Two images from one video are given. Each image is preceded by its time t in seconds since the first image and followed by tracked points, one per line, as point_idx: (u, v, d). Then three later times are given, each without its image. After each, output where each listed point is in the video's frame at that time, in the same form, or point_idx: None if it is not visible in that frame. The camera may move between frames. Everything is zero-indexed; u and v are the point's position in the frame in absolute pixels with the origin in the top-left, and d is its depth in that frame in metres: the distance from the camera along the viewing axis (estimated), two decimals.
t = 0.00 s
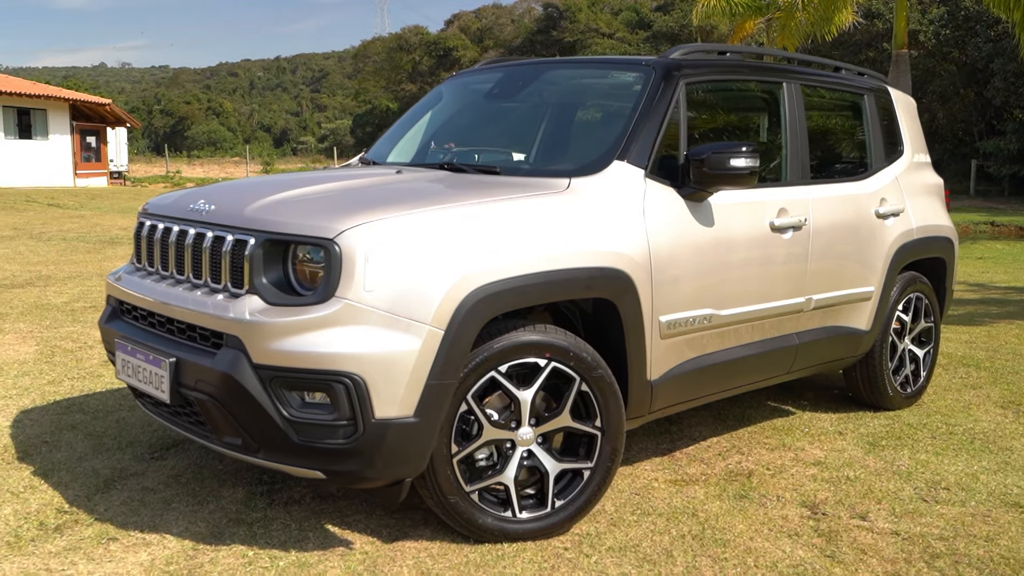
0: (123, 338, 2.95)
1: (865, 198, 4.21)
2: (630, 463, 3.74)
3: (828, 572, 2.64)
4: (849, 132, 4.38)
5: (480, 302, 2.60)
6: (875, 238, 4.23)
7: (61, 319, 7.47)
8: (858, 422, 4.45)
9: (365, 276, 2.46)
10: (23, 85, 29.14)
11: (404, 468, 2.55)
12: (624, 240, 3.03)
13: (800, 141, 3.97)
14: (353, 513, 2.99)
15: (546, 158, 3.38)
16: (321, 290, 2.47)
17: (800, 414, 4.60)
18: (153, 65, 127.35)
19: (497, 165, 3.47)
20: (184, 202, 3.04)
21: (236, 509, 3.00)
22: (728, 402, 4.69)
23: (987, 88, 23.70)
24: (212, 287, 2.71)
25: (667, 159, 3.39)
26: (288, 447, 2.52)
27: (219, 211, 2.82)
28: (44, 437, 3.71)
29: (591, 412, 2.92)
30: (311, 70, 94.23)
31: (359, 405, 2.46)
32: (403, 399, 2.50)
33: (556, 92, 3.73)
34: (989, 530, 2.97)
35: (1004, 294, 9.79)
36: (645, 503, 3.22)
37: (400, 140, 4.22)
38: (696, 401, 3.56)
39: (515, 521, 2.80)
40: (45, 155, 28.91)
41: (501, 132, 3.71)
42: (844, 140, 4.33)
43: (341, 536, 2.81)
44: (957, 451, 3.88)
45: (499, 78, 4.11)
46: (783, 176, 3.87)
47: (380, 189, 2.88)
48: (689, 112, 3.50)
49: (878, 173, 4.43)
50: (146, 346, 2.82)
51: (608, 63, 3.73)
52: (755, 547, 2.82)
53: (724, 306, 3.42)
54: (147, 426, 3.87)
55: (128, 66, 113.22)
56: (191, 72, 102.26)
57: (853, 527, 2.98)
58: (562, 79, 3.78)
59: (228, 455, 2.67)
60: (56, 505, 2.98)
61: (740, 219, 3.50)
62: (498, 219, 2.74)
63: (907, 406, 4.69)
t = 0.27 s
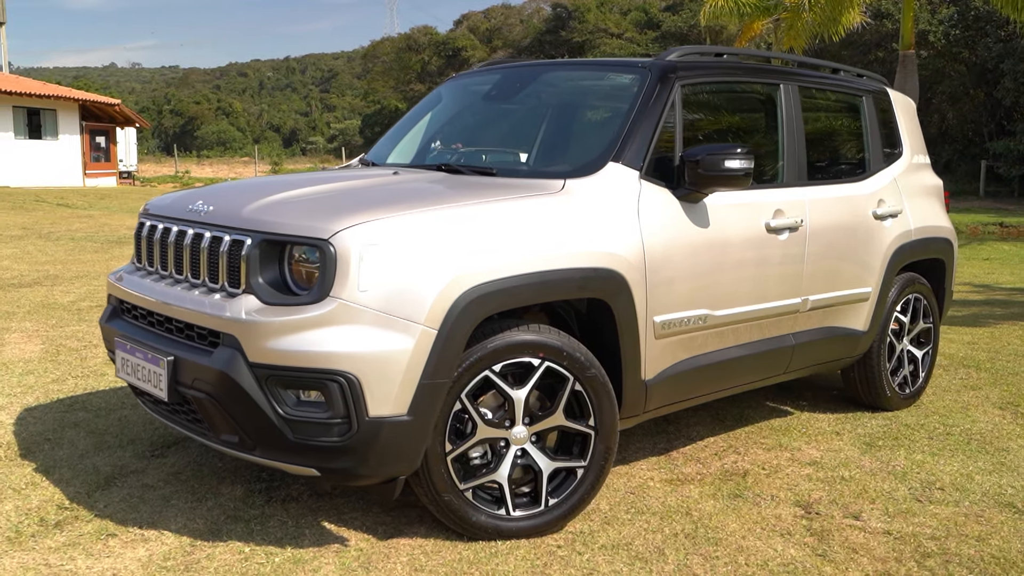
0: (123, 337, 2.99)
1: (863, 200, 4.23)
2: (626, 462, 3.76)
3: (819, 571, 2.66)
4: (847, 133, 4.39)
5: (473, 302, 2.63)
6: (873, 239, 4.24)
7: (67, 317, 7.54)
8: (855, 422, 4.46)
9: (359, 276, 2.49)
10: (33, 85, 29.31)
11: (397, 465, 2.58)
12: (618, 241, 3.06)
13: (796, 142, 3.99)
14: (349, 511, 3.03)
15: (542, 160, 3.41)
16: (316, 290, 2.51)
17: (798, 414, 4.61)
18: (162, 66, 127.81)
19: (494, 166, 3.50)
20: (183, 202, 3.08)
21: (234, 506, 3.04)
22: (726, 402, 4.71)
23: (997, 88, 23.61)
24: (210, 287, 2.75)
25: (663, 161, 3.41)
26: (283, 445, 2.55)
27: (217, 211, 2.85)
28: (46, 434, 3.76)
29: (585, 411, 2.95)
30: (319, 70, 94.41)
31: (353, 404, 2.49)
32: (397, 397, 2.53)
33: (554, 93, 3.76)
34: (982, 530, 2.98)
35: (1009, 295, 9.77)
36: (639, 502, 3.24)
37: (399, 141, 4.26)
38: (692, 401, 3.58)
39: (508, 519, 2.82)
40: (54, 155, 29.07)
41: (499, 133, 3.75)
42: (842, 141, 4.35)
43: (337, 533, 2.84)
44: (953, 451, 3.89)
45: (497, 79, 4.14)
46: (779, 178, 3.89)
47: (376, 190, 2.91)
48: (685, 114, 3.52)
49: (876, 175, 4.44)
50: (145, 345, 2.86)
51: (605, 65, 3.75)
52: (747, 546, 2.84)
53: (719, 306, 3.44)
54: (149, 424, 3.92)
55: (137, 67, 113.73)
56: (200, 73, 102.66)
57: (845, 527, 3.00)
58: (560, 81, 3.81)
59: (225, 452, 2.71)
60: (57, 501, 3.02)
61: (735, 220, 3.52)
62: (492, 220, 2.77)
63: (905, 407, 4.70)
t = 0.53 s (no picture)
0: (125, 337, 3.03)
1: (862, 201, 4.24)
2: (624, 462, 3.79)
3: (811, 570, 2.68)
4: (847, 135, 4.41)
5: (468, 303, 2.66)
6: (872, 240, 4.25)
7: (76, 317, 7.61)
8: (855, 423, 4.47)
9: (355, 277, 2.53)
10: (45, 87, 29.53)
11: (393, 464, 2.61)
12: (614, 242, 3.08)
13: (795, 144, 4.01)
14: (347, 509, 3.06)
15: (540, 162, 3.44)
16: (313, 291, 2.54)
17: (797, 415, 4.62)
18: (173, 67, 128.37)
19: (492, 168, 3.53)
20: (184, 204, 3.12)
21: (234, 503, 3.08)
22: (726, 403, 4.73)
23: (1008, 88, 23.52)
24: (209, 287, 2.79)
25: (659, 163, 3.44)
26: (281, 443, 2.59)
27: (217, 213, 2.90)
28: (51, 432, 3.81)
29: (580, 411, 2.98)
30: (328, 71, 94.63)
31: (349, 403, 2.52)
32: (392, 397, 2.56)
33: (552, 96, 3.79)
34: (976, 530, 2.99)
35: (1016, 296, 9.75)
36: (635, 501, 3.26)
37: (400, 143, 4.30)
38: (689, 402, 3.61)
39: (504, 518, 2.85)
40: (66, 156, 29.27)
41: (498, 135, 3.78)
42: (841, 143, 4.36)
43: (334, 531, 2.87)
44: (951, 452, 3.90)
45: (497, 81, 4.17)
46: (777, 179, 3.91)
47: (374, 192, 2.95)
48: (682, 116, 3.55)
49: (876, 176, 4.45)
50: (145, 345, 2.90)
51: (604, 68, 3.78)
52: (740, 545, 2.86)
53: (715, 307, 3.47)
54: (152, 423, 3.96)
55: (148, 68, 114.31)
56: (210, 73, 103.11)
57: (839, 527, 3.02)
58: (559, 84, 3.84)
59: (224, 450, 2.75)
60: (60, 498, 3.07)
61: (732, 222, 3.54)
62: (487, 222, 2.80)
63: (905, 408, 4.71)
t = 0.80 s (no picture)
0: (129, 337, 3.07)
1: (863, 203, 4.24)
2: (624, 462, 3.81)
3: (806, 571, 2.70)
4: (849, 137, 4.41)
5: (466, 305, 2.68)
6: (873, 242, 4.26)
7: (86, 316, 7.69)
8: (856, 424, 4.47)
9: (354, 278, 2.56)
10: (57, 88, 29.74)
11: (391, 464, 2.64)
12: (612, 244, 3.10)
13: (796, 146, 4.01)
14: (348, 508, 3.09)
15: (540, 165, 3.46)
16: (312, 292, 2.57)
17: (799, 416, 4.63)
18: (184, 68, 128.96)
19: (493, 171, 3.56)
20: (187, 206, 3.16)
21: (236, 502, 3.11)
22: (728, 404, 4.73)
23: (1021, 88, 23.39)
24: (211, 289, 2.83)
25: (659, 165, 3.45)
26: (280, 443, 2.62)
27: (219, 215, 2.93)
28: (58, 431, 3.86)
29: (578, 412, 3.00)
30: (338, 72, 94.87)
31: (347, 403, 2.55)
32: (390, 397, 2.59)
33: (553, 99, 3.81)
34: (973, 532, 3.00)
35: None
36: (633, 502, 3.28)
37: (403, 146, 4.33)
38: (688, 403, 3.62)
39: (501, 517, 2.88)
40: (78, 156, 29.47)
41: (500, 138, 3.81)
42: (843, 145, 4.36)
43: (334, 530, 2.90)
44: (952, 454, 3.90)
45: (499, 84, 4.19)
46: (778, 181, 3.91)
47: (374, 194, 2.98)
48: (682, 119, 3.56)
49: (878, 178, 4.45)
50: (148, 345, 2.94)
51: (604, 70, 3.80)
52: (737, 546, 2.88)
53: (714, 309, 3.48)
54: (157, 422, 4.01)
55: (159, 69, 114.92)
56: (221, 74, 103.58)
57: (836, 528, 3.03)
58: (560, 86, 3.86)
59: (225, 450, 2.78)
60: (64, 496, 3.11)
61: (732, 224, 3.55)
62: (485, 224, 2.82)
63: (907, 410, 4.71)
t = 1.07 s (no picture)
0: (132, 336, 3.11)
1: (867, 204, 4.23)
2: (626, 462, 3.82)
3: (803, 571, 2.70)
4: (852, 138, 4.40)
5: (464, 305, 2.70)
6: (877, 243, 4.24)
7: (95, 316, 7.75)
8: (859, 425, 4.46)
9: (352, 279, 2.58)
10: (70, 89, 29.96)
11: (389, 463, 2.66)
12: (611, 245, 3.11)
13: (798, 147, 4.01)
14: (348, 506, 3.11)
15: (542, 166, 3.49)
16: (311, 293, 2.60)
17: (802, 417, 4.62)
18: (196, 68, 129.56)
19: (493, 172, 3.58)
20: (190, 207, 3.19)
21: (237, 500, 3.14)
22: (731, 404, 4.73)
23: None
24: (212, 289, 2.86)
25: (659, 166, 3.46)
26: (279, 442, 2.64)
27: (220, 216, 2.96)
28: (64, 430, 3.90)
29: (576, 412, 3.01)
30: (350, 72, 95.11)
31: (345, 403, 2.57)
32: (388, 397, 2.61)
33: (554, 100, 3.83)
34: (972, 534, 3.00)
35: None
36: (633, 502, 3.29)
37: (406, 147, 4.35)
38: (689, 404, 3.62)
39: (499, 517, 2.89)
40: (91, 157, 29.69)
41: (502, 139, 3.82)
42: (847, 146, 4.36)
43: (333, 529, 2.92)
44: (955, 456, 3.89)
45: (502, 85, 4.21)
46: (780, 182, 3.91)
47: (374, 195, 3.00)
48: (683, 120, 3.57)
49: (882, 179, 4.44)
50: (150, 345, 2.97)
51: (605, 71, 3.81)
52: (735, 546, 2.88)
53: (714, 309, 3.48)
54: (162, 421, 4.04)
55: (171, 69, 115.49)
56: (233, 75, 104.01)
57: (835, 529, 3.03)
58: (561, 88, 3.88)
59: (226, 448, 2.81)
60: (68, 494, 3.15)
61: (733, 225, 3.55)
62: (484, 225, 2.84)
63: (911, 411, 4.69)
